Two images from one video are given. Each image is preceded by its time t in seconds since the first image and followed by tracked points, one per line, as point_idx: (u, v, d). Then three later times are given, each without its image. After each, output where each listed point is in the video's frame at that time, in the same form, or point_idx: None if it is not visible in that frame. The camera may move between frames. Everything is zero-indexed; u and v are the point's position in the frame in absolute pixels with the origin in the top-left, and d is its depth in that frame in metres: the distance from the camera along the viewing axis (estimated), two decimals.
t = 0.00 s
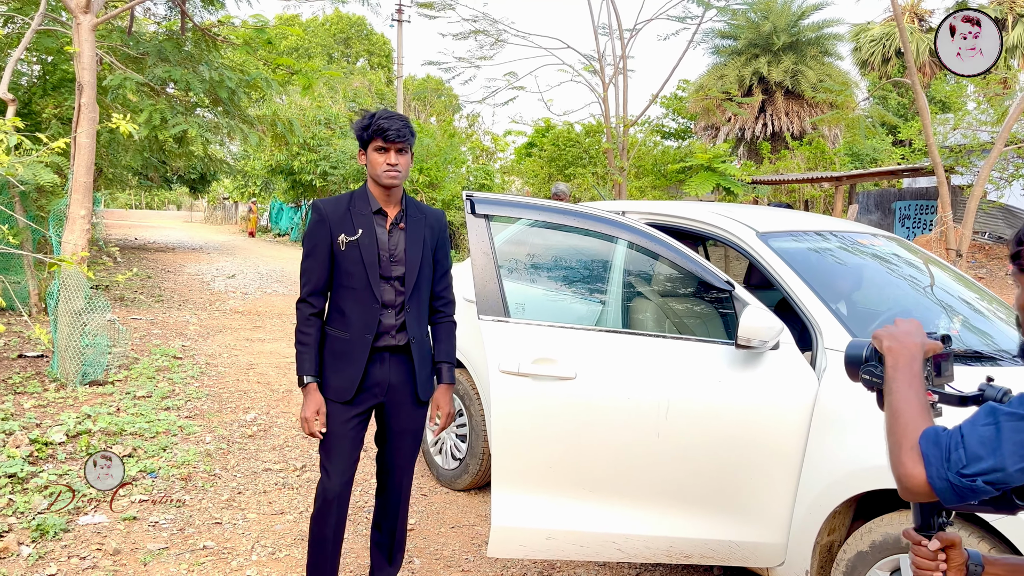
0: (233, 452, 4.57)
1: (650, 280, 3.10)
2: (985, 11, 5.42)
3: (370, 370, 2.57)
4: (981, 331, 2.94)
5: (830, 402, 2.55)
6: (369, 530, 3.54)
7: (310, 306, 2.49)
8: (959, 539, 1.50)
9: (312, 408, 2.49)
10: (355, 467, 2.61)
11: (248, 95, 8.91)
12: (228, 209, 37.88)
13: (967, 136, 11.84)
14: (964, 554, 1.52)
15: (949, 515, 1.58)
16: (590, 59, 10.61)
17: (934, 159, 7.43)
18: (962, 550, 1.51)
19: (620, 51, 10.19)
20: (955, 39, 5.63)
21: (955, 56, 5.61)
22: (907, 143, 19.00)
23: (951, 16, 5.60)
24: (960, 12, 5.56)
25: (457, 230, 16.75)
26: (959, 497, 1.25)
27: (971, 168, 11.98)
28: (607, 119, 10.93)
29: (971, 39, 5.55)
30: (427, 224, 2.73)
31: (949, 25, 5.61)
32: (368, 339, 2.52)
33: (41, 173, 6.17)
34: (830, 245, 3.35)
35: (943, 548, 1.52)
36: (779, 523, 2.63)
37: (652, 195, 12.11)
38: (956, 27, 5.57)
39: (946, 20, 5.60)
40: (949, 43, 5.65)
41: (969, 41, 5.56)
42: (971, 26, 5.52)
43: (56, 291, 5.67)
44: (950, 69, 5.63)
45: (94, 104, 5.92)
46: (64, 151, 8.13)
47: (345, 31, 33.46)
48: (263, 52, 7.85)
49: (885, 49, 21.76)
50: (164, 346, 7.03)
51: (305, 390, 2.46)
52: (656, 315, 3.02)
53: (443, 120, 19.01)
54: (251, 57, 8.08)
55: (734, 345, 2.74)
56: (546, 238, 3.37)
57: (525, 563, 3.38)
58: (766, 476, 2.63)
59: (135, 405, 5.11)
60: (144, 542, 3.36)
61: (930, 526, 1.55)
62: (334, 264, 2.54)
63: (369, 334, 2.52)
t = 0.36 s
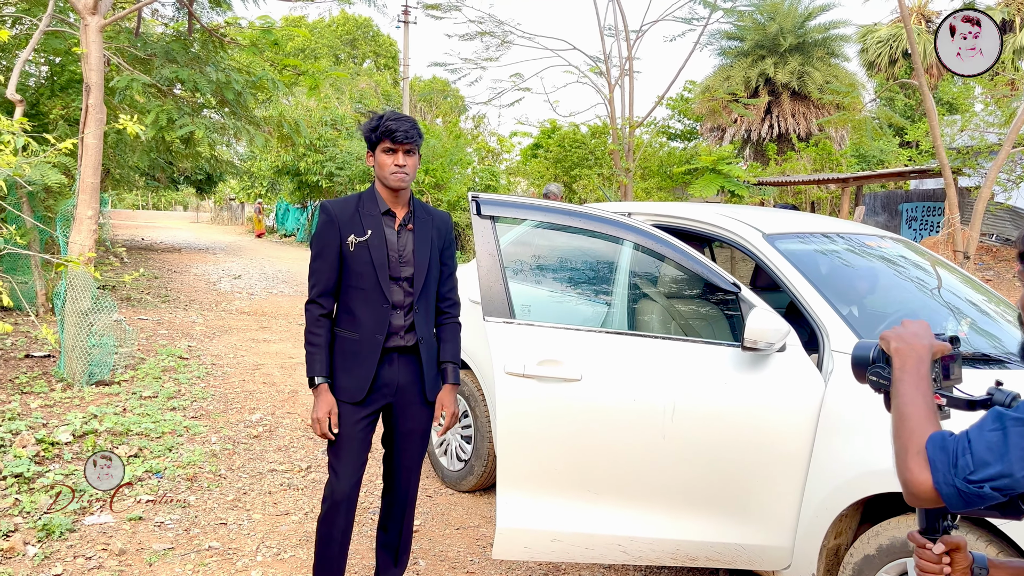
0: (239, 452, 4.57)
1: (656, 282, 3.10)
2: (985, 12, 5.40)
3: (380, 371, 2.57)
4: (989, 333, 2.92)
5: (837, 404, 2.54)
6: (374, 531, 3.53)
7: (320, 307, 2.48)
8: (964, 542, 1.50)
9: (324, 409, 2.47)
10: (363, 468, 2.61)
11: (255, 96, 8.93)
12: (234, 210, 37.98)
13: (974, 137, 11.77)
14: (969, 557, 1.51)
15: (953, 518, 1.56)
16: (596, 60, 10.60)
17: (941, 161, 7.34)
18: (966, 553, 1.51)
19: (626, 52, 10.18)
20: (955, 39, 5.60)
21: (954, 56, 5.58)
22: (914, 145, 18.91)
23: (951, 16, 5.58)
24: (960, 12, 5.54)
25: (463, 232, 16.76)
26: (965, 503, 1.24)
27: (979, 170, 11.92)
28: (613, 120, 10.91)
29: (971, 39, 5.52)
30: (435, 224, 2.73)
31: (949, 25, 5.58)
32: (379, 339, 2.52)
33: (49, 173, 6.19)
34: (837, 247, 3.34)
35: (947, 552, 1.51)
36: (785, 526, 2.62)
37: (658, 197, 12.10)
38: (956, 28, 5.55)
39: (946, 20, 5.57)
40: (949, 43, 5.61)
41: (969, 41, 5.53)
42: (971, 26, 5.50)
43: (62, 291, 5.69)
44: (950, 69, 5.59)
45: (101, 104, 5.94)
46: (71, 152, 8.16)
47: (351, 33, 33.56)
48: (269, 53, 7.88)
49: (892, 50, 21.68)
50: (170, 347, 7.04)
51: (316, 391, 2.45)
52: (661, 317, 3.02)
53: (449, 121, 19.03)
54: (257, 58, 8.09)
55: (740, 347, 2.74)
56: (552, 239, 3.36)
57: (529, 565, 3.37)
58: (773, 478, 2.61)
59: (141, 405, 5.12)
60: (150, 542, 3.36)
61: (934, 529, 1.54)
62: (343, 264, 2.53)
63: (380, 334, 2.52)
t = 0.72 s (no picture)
0: (244, 455, 4.58)
1: (661, 285, 3.09)
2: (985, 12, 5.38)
3: (383, 374, 2.56)
4: (995, 337, 2.90)
5: (843, 408, 2.52)
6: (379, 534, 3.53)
7: (324, 310, 2.48)
8: (971, 550, 1.46)
9: (326, 412, 2.48)
10: (367, 471, 2.60)
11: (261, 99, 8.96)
12: (240, 212, 38.06)
13: (981, 139, 11.71)
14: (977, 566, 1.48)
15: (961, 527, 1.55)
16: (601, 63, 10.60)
17: (947, 163, 7.27)
18: (975, 561, 1.47)
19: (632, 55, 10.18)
20: (955, 39, 5.58)
21: (955, 55, 5.55)
22: (920, 147, 18.85)
23: (951, 16, 5.55)
24: (960, 11, 5.52)
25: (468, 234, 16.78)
26: (967, 509, 1.23)
27: (986, 172, 11.86)
28: (619, 123, 10.91)
29: (971, 39, 5.50)
30: (439, 227, 2.72)
31: (949, 25, 5.56)
32: (382, 343, 2.52)
33: (56, 176, 6.22)
34: (843, 250, 3.32)
35: (954, 559, 1.48)
36: (791, 530, 2.61)
37: (664, 199, 12.10)
38: (956, 28, 5.53)
39: (946, 20, 5.55)
40: (949, 43, 5.59)
41: (969, 41, 5.51)
42: (971, 26, 5.48)
43: (69, 294, 5.71)
44: (950, 69, 5.57)
45: (108, 107, 5.97)
46: (78, 155, 8.20)
47: (357, 36, 33.65)
48: (275, 56, 7.90)
49: (899, 53, 21.61)
50: (176, 349, 7.06)
51: (319, 393, 2.46)
52: (667, 320, 3.02)
53: (454, 123, 19.05)
54: (263, 61, 8.11)
55: (746, 351, 2.72)
56: (556, 242, 3.33)
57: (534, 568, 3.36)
58: (779, 482, 2.60)
59: (147, 407, 5.13)
60: (155, 545, 3.37)
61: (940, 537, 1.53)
62: (348, 268, 2.53)
63: (383, 338, 2.52)
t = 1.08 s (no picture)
0: (250, 458, 4.58)
1: (667, 288, 3.07)
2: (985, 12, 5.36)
3: (390, 377, 2.55)
4: (1004, 340, 2.87)
5: (850, 412, 2.50)
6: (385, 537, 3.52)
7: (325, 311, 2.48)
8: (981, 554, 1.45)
9: (350, 400, 2.44)
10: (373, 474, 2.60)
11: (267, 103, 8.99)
12: (247, 215, 38.19)
13: (988, 142, 11.63)
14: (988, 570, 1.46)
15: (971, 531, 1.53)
16: (607, 66, 10.60)
17: (955, 165, 7.20)
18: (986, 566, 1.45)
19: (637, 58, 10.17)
20: (955, 39, 5.55)
21: (954, 55, 5.53)
22: (927, 149, 18.76)
23: (951, 16, 5.53)
24: (960, 11, 5.49)
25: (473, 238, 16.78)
26: (979, 514, 1.22)
27: (993, 174, 11.79)
28: (624, 126, 10.90)
29: (971, 39, 5.47)
30: (446, 231, 2.72)
31: (949, 25, 5.53)
32: (388, 346, 2.51)
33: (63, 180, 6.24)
34: (850, 253, 3.30)
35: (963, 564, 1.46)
36: (799, 534, 2.58)
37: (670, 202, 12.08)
38: (956, 27, 5.50)
39: (945, 20, 5.52)
40: (948, 43, 5.56)
41: (969, 41, 5.48)
42: (971, 26, 5.45)
43: (76, 297, 5.74)
44: (950, 70, 5.54)
45: (115, 112, 5.99)
46: (86, 159, 8.24)
47: (362, 39, 33.75)
48: (280, 60, 7.92)
49: (905, 55, 21.53)
50: (182, 352, 7.08)
51: (333, 383, 2.43)
52: (673, 324, 3.00)
53: (460, 127, 19.07)
54: (269, 65, 8.14)
55: (753, 354, 2.70)
56: (562, 245, 3.33)
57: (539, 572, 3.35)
58: (786, 485, 2.58)
59: (153, 411, 5.14)
60: (161, 548, 3.37)
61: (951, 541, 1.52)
62: (353, 271, 2.54)
63: (388, 341, 2.51)
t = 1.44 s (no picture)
0: (256, 460, 4.58)
1: (673, 290, 3.07)
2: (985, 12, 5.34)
3: (395, 377, 2.55)
4: (1012, 341, 2.86)
5: (857, 414, 2.49)
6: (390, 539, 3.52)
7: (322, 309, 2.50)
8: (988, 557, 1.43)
9: (371, 360, 2.44)
10: (378, 475, 2.60)
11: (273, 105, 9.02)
12: (253, 217, 38.28)
13: (996, 143, 11.56)
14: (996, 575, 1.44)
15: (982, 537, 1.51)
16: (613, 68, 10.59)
17: (961, 166, 7.17)
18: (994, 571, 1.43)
19: (643, 59, 10.17)
20: (955, 40, 5.55)
21: (955, 56, 5.52)
22: (934, 150, 18.68)
23: (951, 16, 5.52)
24: (960, 11, 5.48)
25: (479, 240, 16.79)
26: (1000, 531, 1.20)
27: (1000, 176, 11.72)
28: (630, 128, 10.90)
29: (971, 39, 5.46)
30: (453, 233, 2.71)
31: (949, 25, 5.52)
32: (388, 347, 2.50)
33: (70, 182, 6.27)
34: (856, 255, 3.29)
35: (972, 567, 1.44)
36: (805, 536, 2.57)
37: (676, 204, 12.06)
38: (956, 28, 5.49)
39: (946, 20, 5.51)
40: (949, 44, 5.55)
41: (969, 41, 5.47)
42: (971, 26, 5.44)
43: (82, 299, 5.76)
44: (952, 70, 5.53)
45: (122, 114, 6.01)
46: (92, 162, 8.27)
47: (368, 41, 33.83)
48: (286, 62, 7.95)
49: (911, 56, 21.45)
50: (189, 354, 7.10)
51: (347, 354, 2.43)
52: (678, 325, 2.98)
53: (465, 128, 19.10)
54: (275, 67, 8.17)
55: (760, 356, 2.68)
56: (567, 247, 3.33)
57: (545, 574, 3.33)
58: (792, 486, 2.57)
59: (159, 412, 5.15)
60: (167, 550, 3.37)
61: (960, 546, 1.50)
62: (356, 271, 2.55)
63: (387, 343, 2.50)
